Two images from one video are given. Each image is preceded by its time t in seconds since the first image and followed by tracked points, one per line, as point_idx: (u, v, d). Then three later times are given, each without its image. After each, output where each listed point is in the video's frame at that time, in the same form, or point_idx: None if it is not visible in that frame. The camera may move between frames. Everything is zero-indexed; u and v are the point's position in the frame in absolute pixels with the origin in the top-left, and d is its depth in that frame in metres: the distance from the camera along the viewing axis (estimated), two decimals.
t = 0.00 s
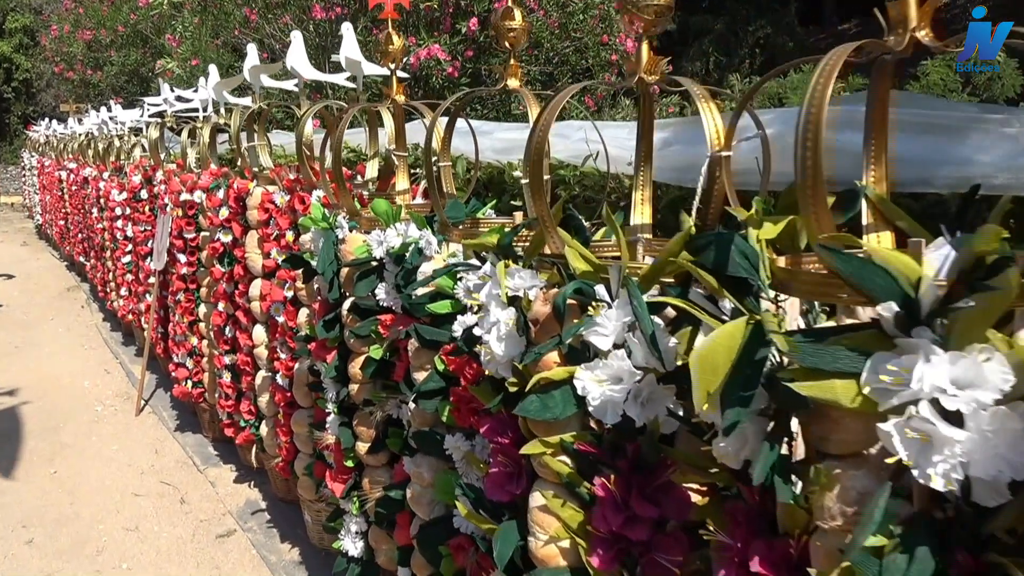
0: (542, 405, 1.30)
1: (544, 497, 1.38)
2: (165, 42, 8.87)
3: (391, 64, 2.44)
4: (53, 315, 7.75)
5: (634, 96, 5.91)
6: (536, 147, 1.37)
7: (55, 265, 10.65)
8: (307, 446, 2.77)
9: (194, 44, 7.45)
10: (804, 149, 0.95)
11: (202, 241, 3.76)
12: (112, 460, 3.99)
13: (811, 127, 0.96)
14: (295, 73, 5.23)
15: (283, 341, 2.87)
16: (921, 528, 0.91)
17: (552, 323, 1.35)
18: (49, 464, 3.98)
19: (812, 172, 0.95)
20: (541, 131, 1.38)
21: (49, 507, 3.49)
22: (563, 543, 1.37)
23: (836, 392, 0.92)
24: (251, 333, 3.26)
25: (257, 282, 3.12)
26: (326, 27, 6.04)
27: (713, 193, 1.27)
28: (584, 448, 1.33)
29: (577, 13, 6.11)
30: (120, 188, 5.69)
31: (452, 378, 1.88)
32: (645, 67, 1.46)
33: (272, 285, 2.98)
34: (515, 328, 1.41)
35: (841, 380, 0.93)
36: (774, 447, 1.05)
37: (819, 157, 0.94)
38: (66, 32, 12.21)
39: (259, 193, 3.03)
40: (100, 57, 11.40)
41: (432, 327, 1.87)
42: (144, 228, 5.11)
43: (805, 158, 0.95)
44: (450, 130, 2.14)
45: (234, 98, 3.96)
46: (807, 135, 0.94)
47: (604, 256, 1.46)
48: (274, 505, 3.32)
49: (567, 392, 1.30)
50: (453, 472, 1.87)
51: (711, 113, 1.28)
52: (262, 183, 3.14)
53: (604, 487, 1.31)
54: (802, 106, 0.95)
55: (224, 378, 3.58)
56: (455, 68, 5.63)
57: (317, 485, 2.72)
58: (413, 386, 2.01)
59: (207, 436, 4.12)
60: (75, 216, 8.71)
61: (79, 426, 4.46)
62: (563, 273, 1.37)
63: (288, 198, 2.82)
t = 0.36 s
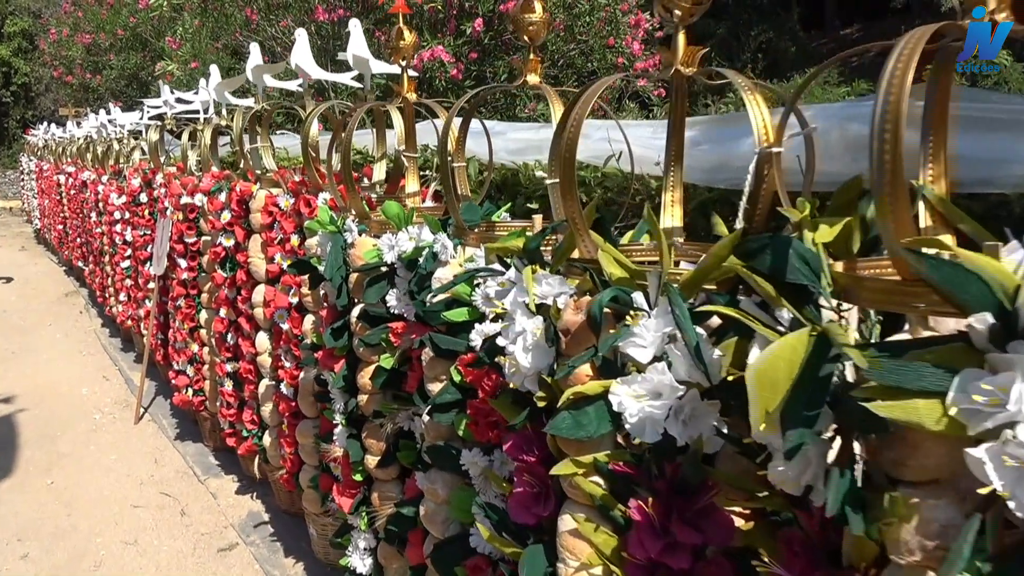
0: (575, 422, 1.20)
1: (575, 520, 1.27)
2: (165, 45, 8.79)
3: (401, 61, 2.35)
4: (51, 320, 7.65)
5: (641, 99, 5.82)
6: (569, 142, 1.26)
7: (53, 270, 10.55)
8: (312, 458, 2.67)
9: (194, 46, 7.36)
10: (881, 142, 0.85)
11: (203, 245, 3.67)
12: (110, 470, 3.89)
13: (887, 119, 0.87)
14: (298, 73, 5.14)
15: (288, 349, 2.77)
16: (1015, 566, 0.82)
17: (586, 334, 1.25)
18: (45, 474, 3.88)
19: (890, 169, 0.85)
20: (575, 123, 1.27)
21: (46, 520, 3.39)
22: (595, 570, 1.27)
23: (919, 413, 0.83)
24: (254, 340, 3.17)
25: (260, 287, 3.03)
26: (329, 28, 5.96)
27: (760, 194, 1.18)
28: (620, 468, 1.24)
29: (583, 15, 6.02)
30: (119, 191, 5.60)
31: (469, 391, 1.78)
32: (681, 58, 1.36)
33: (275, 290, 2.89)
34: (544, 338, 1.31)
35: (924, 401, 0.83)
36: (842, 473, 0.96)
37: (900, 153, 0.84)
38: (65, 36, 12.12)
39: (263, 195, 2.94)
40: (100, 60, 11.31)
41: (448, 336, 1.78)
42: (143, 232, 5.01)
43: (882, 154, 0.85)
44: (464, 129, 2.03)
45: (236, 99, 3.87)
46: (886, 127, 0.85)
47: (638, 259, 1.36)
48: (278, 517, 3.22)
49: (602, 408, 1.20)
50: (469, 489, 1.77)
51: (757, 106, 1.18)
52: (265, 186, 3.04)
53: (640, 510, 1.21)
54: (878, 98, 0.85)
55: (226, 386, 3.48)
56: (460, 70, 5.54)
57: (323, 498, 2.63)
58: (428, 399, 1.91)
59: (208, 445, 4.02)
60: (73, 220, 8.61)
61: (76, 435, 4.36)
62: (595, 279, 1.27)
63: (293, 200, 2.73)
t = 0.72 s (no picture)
0: (614, 442, 1.09)
1: (612, 548, 1.16)
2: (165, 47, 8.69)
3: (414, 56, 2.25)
4: (51, 325, 7.56)
5: (649, 100, 5.73)
6: (607, 133, 1.14)
7: (52, 274, 10.46)
8: (319, 470, 2.58)
9: (195, 48, 7.27)
10: (979, 134, 0.75)
11: (205, 249, 3.57)
12: (110, 480, 3.79)
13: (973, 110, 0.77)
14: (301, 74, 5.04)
15: (294, 358, 2.68)
16: None
17: (624, 346, 1.14)
18: (43, 484, 3.78)
19: (989, 164, 0.75)
20: (613, 112, 1.14)
21: (43, 533, 3.29)
22: None
23: None
24: (258, 347, 3.07)
25: (264, 292, 2.93)
26: (331, 29, 5.86)
27: (815, 196, 1.07)
28: (662, 493, 1.12)
29: (589, 15, 5.93)
30: (119, 194, 5.51)
31: (489, 403, 1.68)
32: (724, 46, 1.26)
33: (280, 297, 2.80)
34: (577, 350, 1.20)
35: None
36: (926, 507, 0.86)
37: (1000, 144, 0.74)
38: (65, 38, 12.03)
39: (267, 196, 2.84)
40: (100, 63, 11.22)
41: (465, 345, 1.68)
42: (143, 236, 4.91)
43: (981, 148, 0.75)
44: (482, 128, 1.93)
45: (239, 98, 3.77)
46: (982, 116, 0.75)
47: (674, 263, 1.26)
48: (283, 531, 3.12)
49: (643, 427, 1.09)
50: (489, 508, 1.68)
51: (814, 98, 1.09)
52: (269, 187, 2.95)
53: (683, 538, 1.10)
54: (976, 84, 0.75)
55: (228, 394, 3.39)
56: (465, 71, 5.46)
57: (331, 513, 2.53)
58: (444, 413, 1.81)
59: (210, 455, 3.93)
60: (73, 224, 8.52)
61: (76, 444, 4.27)
62: (633, 285, 1.17)
63: (298, 202, 2.63)
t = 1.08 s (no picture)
0: (664, 469, 0.99)
1: None
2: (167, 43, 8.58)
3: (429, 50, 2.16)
4: (53, 325, 7.48)
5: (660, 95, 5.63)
6: (654, 128, 1.04)
7: (54, 273, 10.38)
8: (330, 480, 2.48)
9: (197, 44, 7.17)
10: None
11: (209, 249, 3.47)
12: (112, 487, 3.70)
13: None
14: (305, 69, 4.94)
15: (303, 364, 2.59)
16: None
17: (673, 362, 1.04)
18: (45, 491, 3.70)
19: None
20: (660, 105, 1.04)
21: (45, 543, 3.21)
22: None
23: None
24: (264, 351, 2.97)
25: (272, 294, 2.84)
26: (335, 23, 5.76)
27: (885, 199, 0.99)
28: (716, 524, 1.01)
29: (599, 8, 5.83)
30: (121, 192, 5.41)
31: (513, 416, 1.59)
32: (773, 35, 1.15)
33: (288, 300, 2.70)
34: (618, 366, 1.10)
35: None
36: None
37: None
38: (66, 35, 11.92)
39: (274, 195, 2.75)
40: (101, 59, 11.12)
41: (488, 354, 1.58)
42: (146, 235, 4.82)
43: None
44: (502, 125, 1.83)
45: (244, 94, 3.67)
46: None
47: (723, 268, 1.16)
48: (291, 540, 3.03)
49: (695, 452, 0.99)
50: (514, 528, 1.58)
51: (882, 89, 0.99)
52: (275, 187, 2.85)
53: (736, 569, 0.98)
54: None
55: (234, 399, 3.30)
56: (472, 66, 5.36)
57: (342, 524, 2.44)
58: (466, 426, 1.72)
59: (215, 460, 3.84)
60: (75, 222, 8.42)
61: (78, 448, 4.18)
62: (680, 296, 1.07)
63: (307, 202, 2.53)
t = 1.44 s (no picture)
0: (726, 503, 0.90)
1: None
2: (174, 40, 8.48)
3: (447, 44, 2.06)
4: (60, 324, 7.40)
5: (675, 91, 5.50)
6: (710, 128, 0.95)
7: (61, 271, 10.30)
8: (344, 490, 2.40)
9: (204, 40, 7.07)
10: None
11: (218, 250, 3.39)
12: (120, 493, 3.61)
13: None
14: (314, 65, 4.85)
15: (316, 369, 2.50)
16: None
17: (732, 383, 0.95)
18: (51, 497, 3.61)
19: None
20: (716, 102, 0.95)
21: (51, 552, 3.12)
22: None
23: None
24: (276, 356, 2.88)
25: (283, 297, 2.75)
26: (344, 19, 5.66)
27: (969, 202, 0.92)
28: (783, 564, 0.91)
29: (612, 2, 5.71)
30: (128, 191, 5.33)
31: (543, 432, 1.50)
32: (835, 24, 1.05)
33: (300, 304, 2.61)
34: (668, 386, 0.99)
35: None
36: None
37: None
38: (72, 32, 11.84)
39: (285, 196, 2.65)
40: (108, 57, 11.03)
41: (516, 367, 1.49)
42: (153, 234, 4.73)
43: None
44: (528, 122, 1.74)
45: (253, 91, 3.58)
46: None
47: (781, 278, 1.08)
48: (303, 549, 2.94)
49: (758, 485, 0.90)
50: (544, 550, 1.49)
51: (965, 83, 0.93)
52: (286, 187, 2.76)
53: None
54: None
55: (244, 404, 3.21)
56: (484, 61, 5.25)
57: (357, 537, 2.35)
58: (492, 441, 1.63)
59: (224, 465, 3.76)
60: (82, 221, 8.33)
61: (85, 453, 4.09)
62: (739, 310, 0.98)
63: (319, 202, 2.44)
